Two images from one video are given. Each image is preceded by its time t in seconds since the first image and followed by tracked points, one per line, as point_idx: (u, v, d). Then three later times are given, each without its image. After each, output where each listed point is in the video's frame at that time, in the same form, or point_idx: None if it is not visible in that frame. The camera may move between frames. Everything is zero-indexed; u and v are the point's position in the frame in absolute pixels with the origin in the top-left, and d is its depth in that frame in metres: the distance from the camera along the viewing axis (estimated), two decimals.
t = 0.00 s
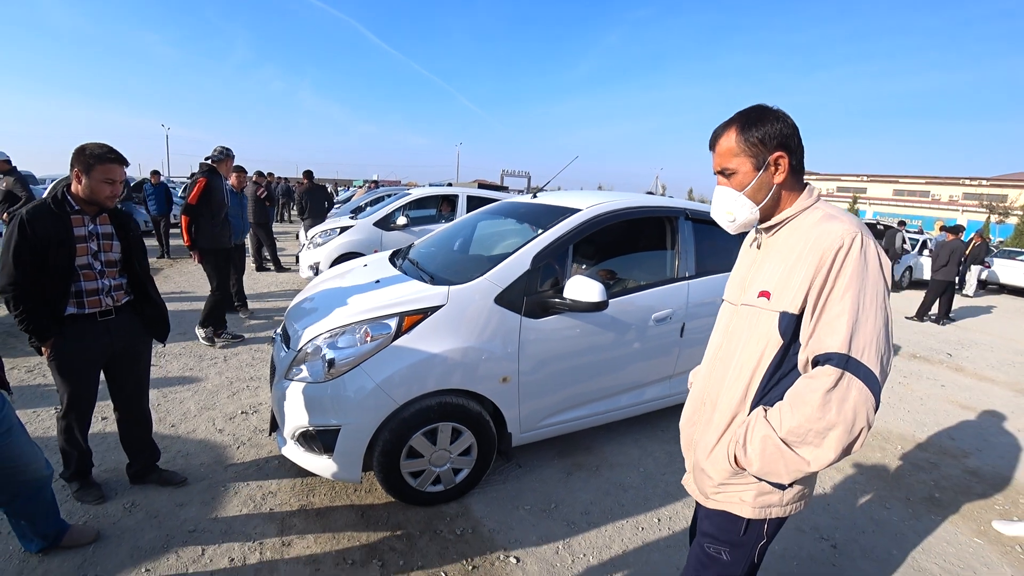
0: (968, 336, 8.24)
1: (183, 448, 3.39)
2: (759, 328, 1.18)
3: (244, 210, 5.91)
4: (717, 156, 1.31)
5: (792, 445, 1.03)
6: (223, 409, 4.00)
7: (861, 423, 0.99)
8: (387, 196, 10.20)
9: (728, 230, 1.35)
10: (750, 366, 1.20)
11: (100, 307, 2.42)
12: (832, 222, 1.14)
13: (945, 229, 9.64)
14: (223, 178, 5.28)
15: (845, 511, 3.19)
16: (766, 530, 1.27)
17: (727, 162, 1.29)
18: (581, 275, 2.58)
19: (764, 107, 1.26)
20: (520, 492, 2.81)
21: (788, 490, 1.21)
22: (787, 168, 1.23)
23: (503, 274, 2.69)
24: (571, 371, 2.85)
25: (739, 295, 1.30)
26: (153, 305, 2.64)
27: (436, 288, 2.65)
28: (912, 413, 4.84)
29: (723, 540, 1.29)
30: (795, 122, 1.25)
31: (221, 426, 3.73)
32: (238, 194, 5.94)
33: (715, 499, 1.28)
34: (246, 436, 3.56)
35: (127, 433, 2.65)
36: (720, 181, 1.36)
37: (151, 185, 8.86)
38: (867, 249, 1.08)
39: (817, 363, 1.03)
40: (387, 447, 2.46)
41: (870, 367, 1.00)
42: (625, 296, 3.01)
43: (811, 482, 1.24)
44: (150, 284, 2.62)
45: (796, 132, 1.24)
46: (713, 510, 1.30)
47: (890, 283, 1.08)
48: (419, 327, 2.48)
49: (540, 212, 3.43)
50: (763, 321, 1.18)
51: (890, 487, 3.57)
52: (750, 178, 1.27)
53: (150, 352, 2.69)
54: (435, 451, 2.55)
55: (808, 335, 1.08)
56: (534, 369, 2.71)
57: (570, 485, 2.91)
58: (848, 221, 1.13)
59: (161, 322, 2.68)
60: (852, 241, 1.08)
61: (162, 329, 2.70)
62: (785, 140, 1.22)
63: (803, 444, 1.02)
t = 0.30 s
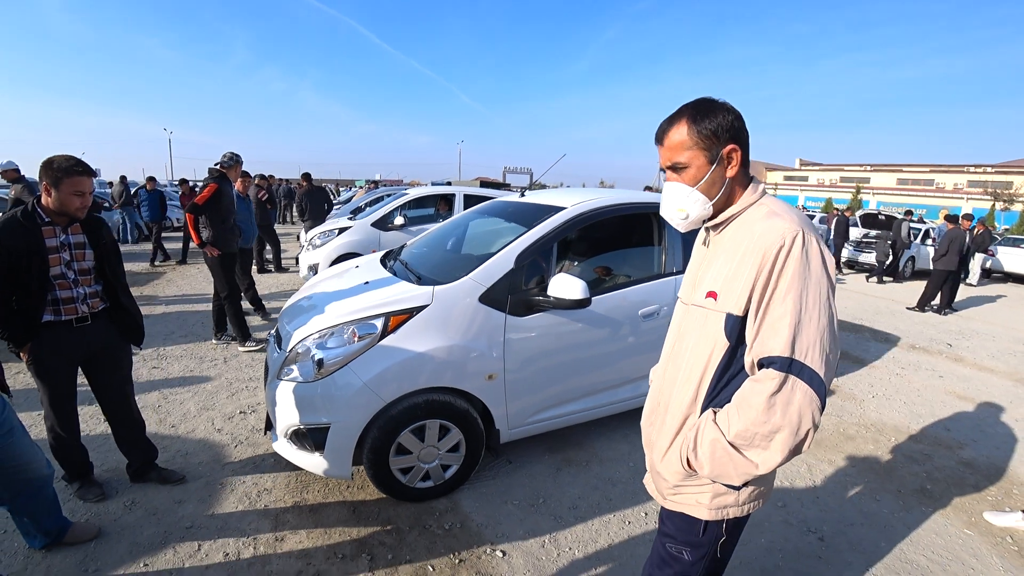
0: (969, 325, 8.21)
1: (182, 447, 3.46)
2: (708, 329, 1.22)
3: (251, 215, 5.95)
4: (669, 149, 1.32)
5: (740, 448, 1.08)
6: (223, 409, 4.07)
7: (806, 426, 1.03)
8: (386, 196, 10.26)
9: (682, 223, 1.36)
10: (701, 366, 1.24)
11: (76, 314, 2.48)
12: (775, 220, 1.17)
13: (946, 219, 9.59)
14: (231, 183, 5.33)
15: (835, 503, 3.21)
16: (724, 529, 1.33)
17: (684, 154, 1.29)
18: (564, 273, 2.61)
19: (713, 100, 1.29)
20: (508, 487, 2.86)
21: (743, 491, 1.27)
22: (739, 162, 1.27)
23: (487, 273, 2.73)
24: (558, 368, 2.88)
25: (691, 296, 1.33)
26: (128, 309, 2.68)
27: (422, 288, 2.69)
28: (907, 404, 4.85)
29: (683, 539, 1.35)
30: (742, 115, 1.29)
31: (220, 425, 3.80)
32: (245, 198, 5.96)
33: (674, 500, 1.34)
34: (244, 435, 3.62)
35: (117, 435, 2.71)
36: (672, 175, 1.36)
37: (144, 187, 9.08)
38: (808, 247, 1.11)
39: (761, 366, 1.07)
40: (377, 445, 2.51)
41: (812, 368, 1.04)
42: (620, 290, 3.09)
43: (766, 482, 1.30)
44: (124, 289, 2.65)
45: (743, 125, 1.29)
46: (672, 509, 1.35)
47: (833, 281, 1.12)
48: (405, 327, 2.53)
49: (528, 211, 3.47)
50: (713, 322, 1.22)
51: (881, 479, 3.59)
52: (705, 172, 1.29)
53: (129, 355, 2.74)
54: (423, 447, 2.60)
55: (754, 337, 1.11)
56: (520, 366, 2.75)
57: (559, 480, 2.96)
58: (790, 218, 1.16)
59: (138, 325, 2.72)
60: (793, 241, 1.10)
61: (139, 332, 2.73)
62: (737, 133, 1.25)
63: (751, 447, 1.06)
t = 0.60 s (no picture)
0: (974, 335, 8.13)
1: (179, 430, 3.52)
2: (661, 330, 1.20)
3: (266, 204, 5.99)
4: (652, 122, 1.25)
5: (687, 459, 1.07)
6: (221, 395, 4.13)
7: (754, 438, 1.02)
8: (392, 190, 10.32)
9: (663, 204, 1.27)
10: (652, 369, 1.22)
11: (70, 299, 2.54)
12: (733, 215, 1.14)
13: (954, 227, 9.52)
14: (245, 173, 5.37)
15: (823, 506, 3.17)
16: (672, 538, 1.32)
17: (675, 127, 1.23)
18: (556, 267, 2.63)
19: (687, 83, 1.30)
20: (496, 479, 2.89)
21: (691, 501, 1.27)
22: (717, 146, 1.29)
23: (480, 265, 2.77)
24: (549, 362, 2.90)
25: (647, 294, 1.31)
26: (117, 296, 2.72)
27: (415, 280, 2.73)
28: (904, 411, 4.82)
29: (629, 547, 1.36)
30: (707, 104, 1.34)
31: (217, 410, 3.85)
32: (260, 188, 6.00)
33: (621, 506, 1.34)
34: (240, 421, 3.67)
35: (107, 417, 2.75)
36: (651, 152, 1.28)
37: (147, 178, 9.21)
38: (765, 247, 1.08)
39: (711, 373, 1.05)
40: (366, 432, 2.55)
41: (763, 376, 1.02)
42: (618, 287, 3.12)
43: (718, 494, 1.29)
44: (113, 276, 2.70)
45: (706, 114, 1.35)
46: (619, 516, 1.36)
47: (790, 283, 1.09)
48: (397, 316, 2.57)
49: (526, 207, 3.50)
50: (666, 323, 1.20)
51: (871, 483, 3.51)
52: (692, 149, 1.25)
53: (115, 341, 2.79)
54: (412, 436, 2.64)
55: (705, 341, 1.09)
56: (510, 358, 2.77)
57: (547, 473, 2.99)
58: (747, 215, 1.13)
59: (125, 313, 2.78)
60: (748, 239, 1.08)
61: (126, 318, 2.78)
62: (715, 114, 1.27)
63: (698, 458, 1.06)
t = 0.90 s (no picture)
0: (982, 340, 8.04)
1: (182, 413, 3.58)
2: (615, 336, 1.07)
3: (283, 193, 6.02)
4: (616, 98, 1.12)
5: (639, 483, 0.95)
6: (225, 380, 4.19)
7: (716, 462, 0.91)
8: (400, 182, 10.36)
9: (623, 193, 1.17)
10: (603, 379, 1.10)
11: (74, 282, 2.59)
12: (702, 208, 1.01)
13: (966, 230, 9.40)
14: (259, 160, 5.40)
15: (817, 505, 3.11)
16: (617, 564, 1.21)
17: (643, 106, 1.11)
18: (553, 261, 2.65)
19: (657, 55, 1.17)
20: (491, 469, 2.92)
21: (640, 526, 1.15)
22: (685, 131, 1.19)
23: (479, 257, 2.79)
24: (545, 355, 2.92)
25: (599, 293, 1.19)
26: (119, 282, 2.79)
27: (414, 270, 2.77)
28: (906, 413, 4.79)
29: (570, 570, 1.24)
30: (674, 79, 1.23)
31: (221, 394, 3.92)
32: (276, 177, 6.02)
33: (565, 528, 1.22)
34: (242, 405, 3.74)
35: (109, 397, 2.82)
36: (614, 133, 1.16)
37: (150, 167, 9.16)
38: (737, 246, 0.95)
39: (671, 389, 0.93)
40: (362, 418, 2.59)
41: (728, 394, 0.91)
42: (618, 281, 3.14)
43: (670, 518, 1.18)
44: (115, 262, 2.76)
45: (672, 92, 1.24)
46: (561, 540, 1.24)
47: (760, 286, 0.97)
48: (395, 305, 2.60)
49: (528, 200, 3.52)
50: (620, 328, 1.07)
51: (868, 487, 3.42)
52: (660, 133, 1.13)
53: (116, 325, 2.85)
54: (408, 424, 2.67)
55: (663, 352, 0.97)
56: (507, 350, 2.80)
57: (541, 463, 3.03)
58: (715, 208, 1.00)
59: (126, 298, 2.84)
60: (716, 238, 0.95)
61: (126, 304, 2.84)
62: (684, 96, 1.17)
63: (652, 483, 0.94)
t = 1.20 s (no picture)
0: (986, 318, 8.01)
1: (188, 427, 3.61)
2: (562, 344, 1.02)
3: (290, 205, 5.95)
4: (529, 81, 1.08)
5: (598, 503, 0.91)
6: (230, 393, 4.22)
7: (677, 478, 0.87)
8: (397, 188, 10.40)
9: (544, 184, 1.15)
10: (552, 390, 1.05)
11: (71, 302, 2.62)
12: (643, 198, 0.95)
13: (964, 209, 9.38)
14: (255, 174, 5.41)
15: (822, 491, 3.11)
16: None
17: (553, 89, 1.06)
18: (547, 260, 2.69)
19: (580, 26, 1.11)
20: (495, 469, 2.94)
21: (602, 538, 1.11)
22: (615, 108, 1.11)
23: (473, 259, 2.82)
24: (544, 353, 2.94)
25: (543, 296, 1.14)
26: (119, 300, 2.81)
27: (409, 275, 2.79)
28: (910, 395, 4.78)
29: None
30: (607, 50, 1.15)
31: (226, 408, 3.94)
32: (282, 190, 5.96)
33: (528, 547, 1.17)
34: (248, 417, 3.76)
35: (114, 414, 2.85)
36: (529, 120, 1.12)
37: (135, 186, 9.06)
38: (686, 239, 0.90)
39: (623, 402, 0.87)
40: (365, 424, 2.61)
41: (686, 403, 0.86)
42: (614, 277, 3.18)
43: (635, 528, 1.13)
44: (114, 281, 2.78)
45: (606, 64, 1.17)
46: (524, 561, 1.21)
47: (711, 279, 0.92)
48: (392, 311, 2.63)
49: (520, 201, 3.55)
50: (567, 334, 1.02)
51: (872, 468, 3.44)
52: (579, 118, 1.09)
53: (119, 343, 2.87)
54: (410, 428, 2.70)
55: (612, 362, 0.91)
56: (506, 350, 2.82)
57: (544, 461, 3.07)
58: (659, 197, 0.94)
59: (127, 316, 2.86)
60: (660, 233, 0.89)
61: (128, 321, 2.86)
62: (609, 70, 1.09)
63: (612, 503, 0.90)
